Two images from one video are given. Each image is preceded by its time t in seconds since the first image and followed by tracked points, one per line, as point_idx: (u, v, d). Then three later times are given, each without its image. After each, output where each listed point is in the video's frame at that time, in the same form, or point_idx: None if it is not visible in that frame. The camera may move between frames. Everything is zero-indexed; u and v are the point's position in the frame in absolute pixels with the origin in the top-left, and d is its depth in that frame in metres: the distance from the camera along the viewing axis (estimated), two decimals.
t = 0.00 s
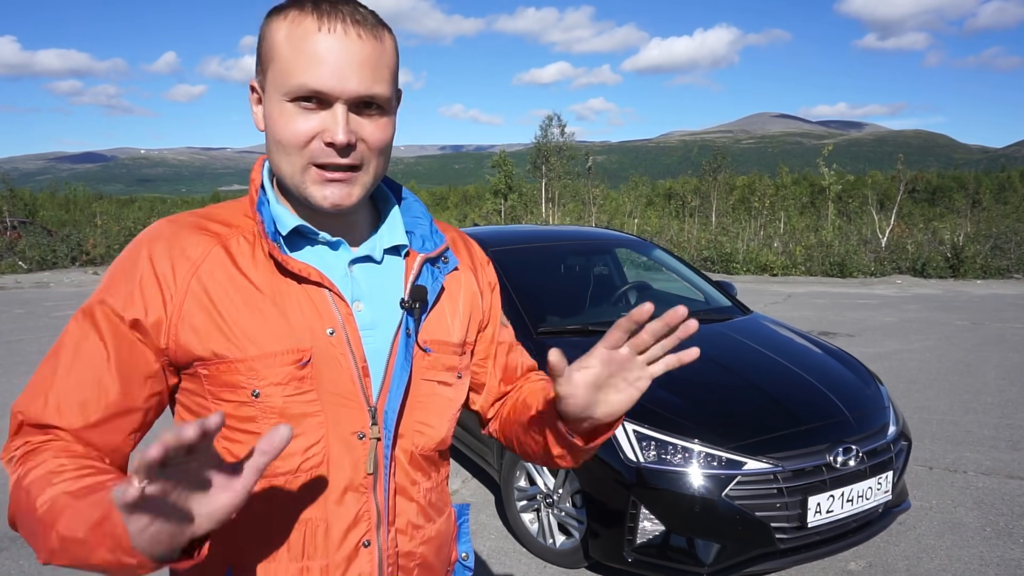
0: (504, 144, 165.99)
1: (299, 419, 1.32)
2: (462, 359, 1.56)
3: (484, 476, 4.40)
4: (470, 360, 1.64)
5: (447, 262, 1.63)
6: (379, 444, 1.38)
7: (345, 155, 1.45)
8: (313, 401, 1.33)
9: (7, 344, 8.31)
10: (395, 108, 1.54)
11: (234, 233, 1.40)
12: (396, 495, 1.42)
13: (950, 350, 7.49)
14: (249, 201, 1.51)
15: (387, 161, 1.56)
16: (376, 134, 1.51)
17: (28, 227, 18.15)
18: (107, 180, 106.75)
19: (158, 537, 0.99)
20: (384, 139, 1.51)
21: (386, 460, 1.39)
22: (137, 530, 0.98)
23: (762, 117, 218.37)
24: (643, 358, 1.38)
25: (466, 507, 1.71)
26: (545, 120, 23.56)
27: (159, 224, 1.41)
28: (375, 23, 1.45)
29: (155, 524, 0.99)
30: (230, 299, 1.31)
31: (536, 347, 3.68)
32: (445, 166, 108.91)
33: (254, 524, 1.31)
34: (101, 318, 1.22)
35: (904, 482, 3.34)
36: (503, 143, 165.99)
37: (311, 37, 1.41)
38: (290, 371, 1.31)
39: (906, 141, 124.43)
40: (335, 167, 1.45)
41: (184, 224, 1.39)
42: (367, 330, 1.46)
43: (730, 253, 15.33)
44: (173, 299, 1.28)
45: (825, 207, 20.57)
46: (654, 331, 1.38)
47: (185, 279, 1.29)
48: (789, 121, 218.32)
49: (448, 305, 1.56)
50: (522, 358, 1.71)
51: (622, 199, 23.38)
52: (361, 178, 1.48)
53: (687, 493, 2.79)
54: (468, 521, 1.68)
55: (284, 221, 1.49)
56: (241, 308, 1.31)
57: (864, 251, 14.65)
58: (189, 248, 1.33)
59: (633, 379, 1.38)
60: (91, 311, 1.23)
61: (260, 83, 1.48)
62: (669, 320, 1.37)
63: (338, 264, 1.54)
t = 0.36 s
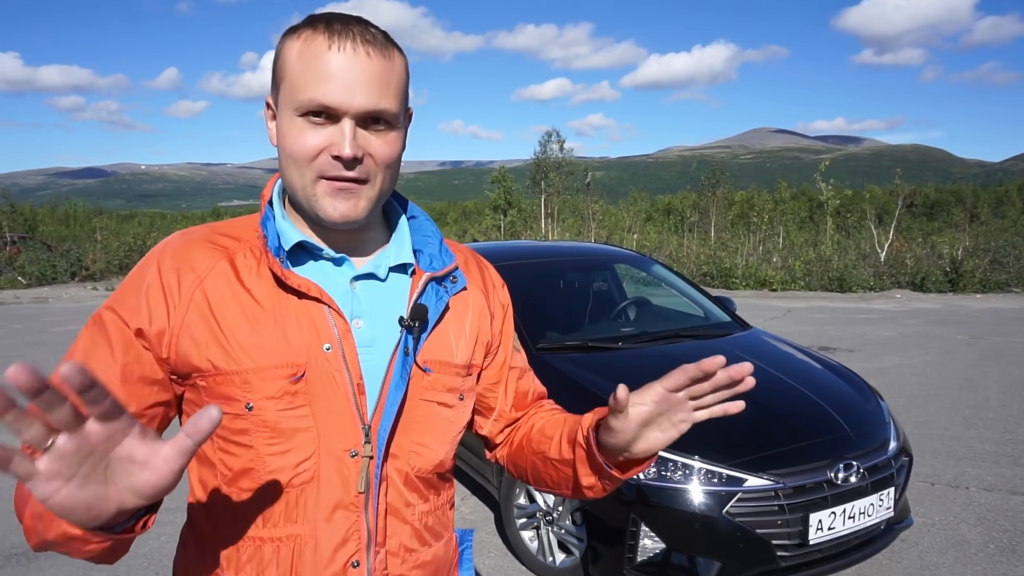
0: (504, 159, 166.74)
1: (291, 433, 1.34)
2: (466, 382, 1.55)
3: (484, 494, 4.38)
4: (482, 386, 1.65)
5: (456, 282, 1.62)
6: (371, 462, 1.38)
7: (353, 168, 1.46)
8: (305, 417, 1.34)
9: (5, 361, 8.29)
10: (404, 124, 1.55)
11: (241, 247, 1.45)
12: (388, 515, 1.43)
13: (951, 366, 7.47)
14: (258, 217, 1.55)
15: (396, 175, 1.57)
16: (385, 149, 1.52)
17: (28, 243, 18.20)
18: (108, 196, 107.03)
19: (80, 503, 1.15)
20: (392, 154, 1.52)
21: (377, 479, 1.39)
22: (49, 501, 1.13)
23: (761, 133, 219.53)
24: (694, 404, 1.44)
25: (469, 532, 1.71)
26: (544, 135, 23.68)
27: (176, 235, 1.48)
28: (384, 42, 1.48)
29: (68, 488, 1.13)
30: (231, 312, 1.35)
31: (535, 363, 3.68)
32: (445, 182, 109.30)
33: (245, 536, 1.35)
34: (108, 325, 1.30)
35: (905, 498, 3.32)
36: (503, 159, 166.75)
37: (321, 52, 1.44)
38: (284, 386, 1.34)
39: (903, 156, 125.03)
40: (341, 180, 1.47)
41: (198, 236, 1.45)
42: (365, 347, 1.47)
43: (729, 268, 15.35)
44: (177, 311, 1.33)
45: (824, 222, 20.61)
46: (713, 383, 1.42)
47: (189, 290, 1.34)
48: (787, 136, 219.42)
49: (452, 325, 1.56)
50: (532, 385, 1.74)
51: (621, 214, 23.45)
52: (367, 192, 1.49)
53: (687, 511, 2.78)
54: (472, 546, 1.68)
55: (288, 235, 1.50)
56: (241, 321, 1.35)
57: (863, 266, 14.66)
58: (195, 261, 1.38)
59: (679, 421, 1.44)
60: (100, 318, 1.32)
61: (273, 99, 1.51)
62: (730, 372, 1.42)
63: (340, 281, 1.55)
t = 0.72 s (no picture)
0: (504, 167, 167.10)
1: (275, 447, 1.33)
2: (450, 386, 1.56)
3: (484, 501, 4.36)
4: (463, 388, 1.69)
5: (438, 286, 1.63)
6: (358, 473, 1.38)
7: (334, 164, 1.47)
8: (289, 429, 1.34)
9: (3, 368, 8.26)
10: (385, 123, 1.57)
11: (216, 257, 1.43)
12: (376, 525, 1.44)
13: (952, 373, 7.46)
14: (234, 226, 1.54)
15: (378, 176, 1.58)
16: (367, 147, 1.53)
17: (28, 251, 18.22)
18: (109, 203, 107.17)
19: (46, 553, 1.14)
20: (374, 151, 1.54)
21: (365, 489, 1.39)
22: (15, 554, 1.12)
23: (760, 141, 219.96)
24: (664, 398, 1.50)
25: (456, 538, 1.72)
26: (544, 143, 23.74)
27: (149, 248, 1.46)
28: (365, 41, 1.49)
29: (33, 540, 1.12)
30: (208, 326, 1.33)
31: (536, 370, 3.66)
32: (445, 189, 109.49)
33: (231, 552, 1.33)
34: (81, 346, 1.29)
35: (907, 506, 3.30)
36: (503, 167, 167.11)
37: (303, 49, 1.45)
38: (266, 400, 1.32)
39: (903, 164, 125.24)
40: (322, 176, 1.47)
41: (171, 249, 1.43)
42: (349, 356, 1.47)
43: (730, 275, 15.35)
44: (152, 328, 1.30)
45: (824, 230, 20.64)
46: (680, 376, 1.48)
47: (163, 306, 1.32)
48: (787, 143, 219.76)
49: (435, 330, 1.57)
50: (507, 387, 1.77)
51: (621, 221, 23.47)
52: (348, 189, 1.50)
53: (688, 518, 2.77)
54: (459, 552, 1.69)
55: (266, 245, 1.51)
56: (218, 334, 1.33)
57: (864, 273, 14.67)
58: (169, 276, 1.36)
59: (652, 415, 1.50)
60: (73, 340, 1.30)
61: (251, 98, 1.50)
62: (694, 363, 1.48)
63: (321, 289, 1.55)
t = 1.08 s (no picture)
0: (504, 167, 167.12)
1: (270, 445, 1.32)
2: (439, 379, 1.56)
3: (484, 501, 4.35)
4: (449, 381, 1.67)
5: (419, 280, 1.64)
6: (354, 468, 1.39)
7: (337, 171, 1.48)
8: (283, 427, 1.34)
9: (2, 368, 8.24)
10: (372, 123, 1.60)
11: (201, 258, 1.42)
12: (372, 520, 1.43)
13: (952, 373, 7.46)
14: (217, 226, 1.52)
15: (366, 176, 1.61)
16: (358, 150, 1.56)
17: (28, 250, 18.24)
18: (108, 203, 107.15)
19: (135, 461, 1.07)
20: (366, 154, 1.57)
21: (362, 484, 1.40)
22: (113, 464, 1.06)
23: (760, 140, 219.88)
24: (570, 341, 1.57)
25: (448, 531, 1.72)
26: (544, 142, 23.72)
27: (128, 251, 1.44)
28: (358, 43, 1.51)
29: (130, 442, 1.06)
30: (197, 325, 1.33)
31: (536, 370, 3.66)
32: (445, 189, 109.48)
33: (225, 555, 1.31)
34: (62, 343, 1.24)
35: (907, 506, 3.30)
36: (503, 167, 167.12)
37: (304, 54, 1.43)
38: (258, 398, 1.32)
39: (903, 164, 125.21)
40: (324, 181, 1.48)
41: (152, 250, 1.41)
42: (338, 352, 1.48)
43: (730, 274, 15.35)
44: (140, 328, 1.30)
45: (824, 229, 20.64)
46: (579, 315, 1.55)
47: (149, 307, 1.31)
48: (787, 143, 219.76)
49: (420, 323, 1.58)
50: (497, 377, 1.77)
51: (621, 221, 23.48)
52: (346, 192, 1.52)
53: (689, 518, 2.77)
54: (452, 544, 1.69)
55: (249, 244, 1.51)
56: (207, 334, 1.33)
57: (863, 273, 14.67)
58: (155, 276, 1.35)
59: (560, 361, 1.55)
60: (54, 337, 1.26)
61: (240, 100, 1.46)
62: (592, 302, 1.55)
63: (305, 287, 1.55)
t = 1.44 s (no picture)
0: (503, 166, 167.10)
1: (260, 455, 1.33)
2: (438, 387, 1.57)
3: (484, 501, 4.35)
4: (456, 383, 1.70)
5: (423, 285, 1.64)
6: (345, 479, 1.39)
7: (318, 168, 1.47)
8: (274, 437, 1.34)
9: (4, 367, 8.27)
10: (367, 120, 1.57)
11: (193, 259, 1.41)
12: (364, 529, 1.44)
13: (952, 372, 7.46)
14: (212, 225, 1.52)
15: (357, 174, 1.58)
16: (349, 146, 1.54)
17: (28, 249, 18.23)
18: (108, 202, 107.09)
19: None
20: (356, 150, 1.54)
21: (352, 495, 1.40)
22: None
23: (760, 140, 219.78)
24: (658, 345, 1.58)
25: (445, 538, 1.72)
26: (544, 141, 23.68)
27: (123, 251, 1.44)
28: (348, 36, 1.49)
29: None
30: (186, 331, 1.32)
31: (536, 369, 3.65)
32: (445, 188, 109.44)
33: (214, 562, 1.33)
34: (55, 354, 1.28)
35: (908, 505, 3.30)
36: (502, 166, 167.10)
37: (283, 45, 1.43)
38: (248, 407, 1.32)
39: (903, 163, 125.19)
40: (303, 177, 1.47)
41: (146, 251, 1.41)
42: (333, 359, 1.46)
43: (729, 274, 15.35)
44: (128, 334, 1.29)
45: (824, 228, 20.63)
46: (668, 318, 1.58)
47: (138, 311, 1.31)
48: (787, 143, 219.75)
49: (421, 330, 1.58)
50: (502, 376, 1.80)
51: (621, 220, 23.48)
52: (329, 190, 1.50)
53: (689, 516, 2.76)
54: (448, 552, 1.69)
55: (246, 246, 1.50)
56: (198, 339, 1.32)
57: (864, 272, 14.66)
58: (144, 281, 1.34)
59: (651, 362, 1.57)
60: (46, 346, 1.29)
61: (228, 92, 1.48)
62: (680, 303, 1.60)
63: (303, 291, 1.54)
